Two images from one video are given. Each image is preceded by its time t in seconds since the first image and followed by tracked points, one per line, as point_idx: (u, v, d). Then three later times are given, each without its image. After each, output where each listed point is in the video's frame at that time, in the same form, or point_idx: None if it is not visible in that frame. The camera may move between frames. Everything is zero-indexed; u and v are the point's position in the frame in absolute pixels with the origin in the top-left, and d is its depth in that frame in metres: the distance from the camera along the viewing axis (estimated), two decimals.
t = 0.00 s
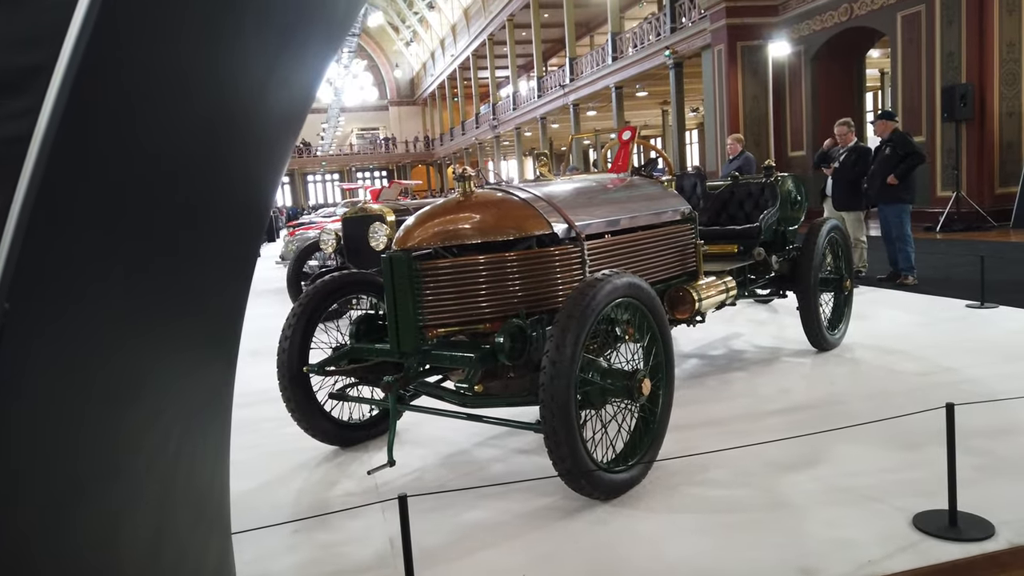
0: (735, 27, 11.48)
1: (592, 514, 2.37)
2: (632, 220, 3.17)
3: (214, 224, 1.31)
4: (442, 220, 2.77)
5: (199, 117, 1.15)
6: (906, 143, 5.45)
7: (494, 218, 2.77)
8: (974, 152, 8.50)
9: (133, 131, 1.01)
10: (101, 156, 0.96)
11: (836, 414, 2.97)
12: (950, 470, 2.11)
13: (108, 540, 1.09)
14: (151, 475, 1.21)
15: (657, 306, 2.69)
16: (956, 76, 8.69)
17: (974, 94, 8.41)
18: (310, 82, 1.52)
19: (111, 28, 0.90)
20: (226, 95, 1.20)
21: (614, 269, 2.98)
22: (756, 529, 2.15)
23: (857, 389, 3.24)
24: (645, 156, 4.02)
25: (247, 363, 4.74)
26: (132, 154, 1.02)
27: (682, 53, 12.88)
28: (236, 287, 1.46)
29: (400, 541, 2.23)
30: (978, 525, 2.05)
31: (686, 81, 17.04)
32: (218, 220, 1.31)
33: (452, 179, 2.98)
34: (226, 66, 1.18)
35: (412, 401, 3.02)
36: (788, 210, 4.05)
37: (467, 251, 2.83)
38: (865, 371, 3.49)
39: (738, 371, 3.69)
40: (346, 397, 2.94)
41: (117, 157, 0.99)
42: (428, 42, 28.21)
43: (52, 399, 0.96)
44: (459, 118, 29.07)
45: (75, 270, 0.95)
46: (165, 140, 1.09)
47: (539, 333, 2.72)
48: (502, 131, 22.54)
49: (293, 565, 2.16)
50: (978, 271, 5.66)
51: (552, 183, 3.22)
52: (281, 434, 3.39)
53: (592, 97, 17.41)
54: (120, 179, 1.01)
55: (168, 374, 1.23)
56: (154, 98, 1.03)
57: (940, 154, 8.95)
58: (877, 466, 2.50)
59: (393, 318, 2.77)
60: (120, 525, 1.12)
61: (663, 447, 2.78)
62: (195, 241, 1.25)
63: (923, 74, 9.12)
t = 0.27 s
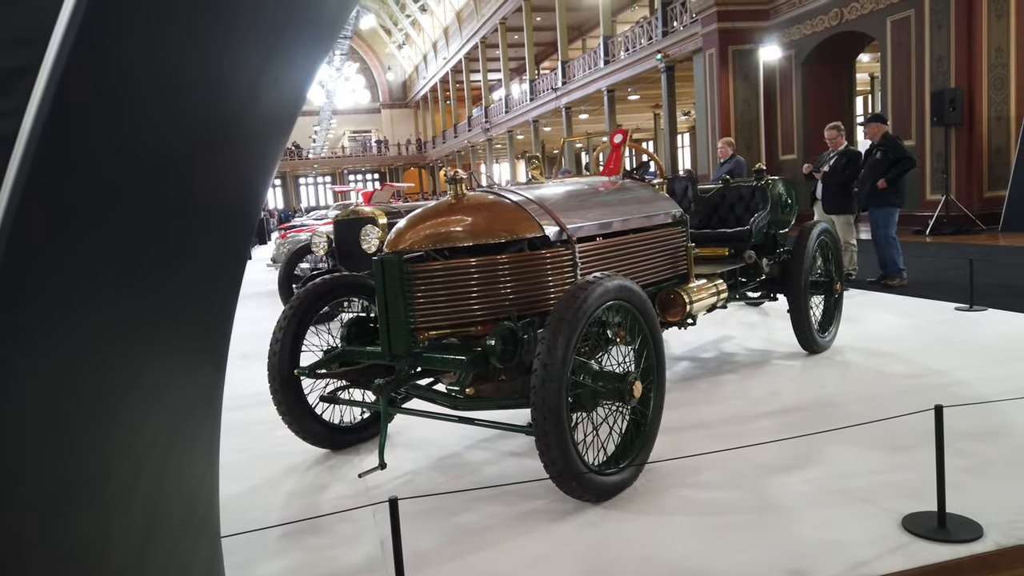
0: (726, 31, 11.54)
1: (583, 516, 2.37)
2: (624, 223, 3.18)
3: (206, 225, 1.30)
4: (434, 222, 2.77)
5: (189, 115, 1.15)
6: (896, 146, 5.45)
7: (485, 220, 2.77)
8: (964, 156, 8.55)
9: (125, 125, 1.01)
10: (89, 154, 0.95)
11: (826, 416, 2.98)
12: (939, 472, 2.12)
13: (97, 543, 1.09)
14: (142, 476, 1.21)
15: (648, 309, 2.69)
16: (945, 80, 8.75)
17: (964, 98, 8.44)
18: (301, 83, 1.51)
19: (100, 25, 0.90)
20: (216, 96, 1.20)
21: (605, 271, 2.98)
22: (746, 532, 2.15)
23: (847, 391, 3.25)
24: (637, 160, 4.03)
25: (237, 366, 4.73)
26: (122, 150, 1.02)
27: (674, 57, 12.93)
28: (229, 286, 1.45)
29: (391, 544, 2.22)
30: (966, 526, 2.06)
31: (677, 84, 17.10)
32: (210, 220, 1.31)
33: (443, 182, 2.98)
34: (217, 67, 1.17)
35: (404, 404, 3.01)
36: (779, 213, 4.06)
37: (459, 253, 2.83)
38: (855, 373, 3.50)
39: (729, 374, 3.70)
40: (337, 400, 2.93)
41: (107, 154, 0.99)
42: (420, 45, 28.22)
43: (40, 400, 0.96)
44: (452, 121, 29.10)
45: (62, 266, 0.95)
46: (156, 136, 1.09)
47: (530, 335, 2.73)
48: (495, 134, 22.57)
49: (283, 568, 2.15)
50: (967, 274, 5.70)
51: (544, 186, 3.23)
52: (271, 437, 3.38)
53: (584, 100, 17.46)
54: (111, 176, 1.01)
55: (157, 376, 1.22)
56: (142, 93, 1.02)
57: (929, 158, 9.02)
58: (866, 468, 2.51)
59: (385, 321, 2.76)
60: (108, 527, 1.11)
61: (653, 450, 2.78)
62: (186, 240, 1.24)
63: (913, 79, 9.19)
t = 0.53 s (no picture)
0: (717, 34, 11.59)
1: (575, 518, 2.37)
2: (615, 225, 3.19)
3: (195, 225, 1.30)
4: (425, 225, 2.77)
5: (177, 115, 1.15)
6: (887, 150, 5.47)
7: (477, 223, 2.77)
8: (953, 159, 8.60)
9: (112, 124, 1.01)
10: (75, 154, 0.95)
11: (816, 417, 3.00)
12: (928, 472, 2.13)
13: (82, 544, 1.09)
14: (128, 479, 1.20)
15: (639, 311, 2.70)
16: (934, 83, 8.81)
17: (952, 101, 8.50)
18: (290, 85, 1.51)
19: (87, 25, 0.90)
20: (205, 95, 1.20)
21: (596, 274, 2.99)
22: (737, 533, 2.16)
23: (837, 393, 3.27)
24: (629, 163, 4.07)
25: (229, 369, 4.71)
26: (109, 150, 1.02)
27: (665, 60, 12.98)
28: (219, 287, 1.45)
29: (382, 547, 2.21)
30: (955, 527, 2.07)
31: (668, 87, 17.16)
32: (199, 220, 1.31)
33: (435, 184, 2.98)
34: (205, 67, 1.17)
35: (395, 406, 3.01)
36: (769, 215, 4.08)
37: (450, 256, 2.83)
38: (845, 375, 3.52)
39: (719, 375, 3.72)
40: (328, 402, 2.92)
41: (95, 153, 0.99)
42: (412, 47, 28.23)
43: (26, 401, 0.96)
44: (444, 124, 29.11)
45: (49, 265, 0.95)
46: (145, 136, 1.09)
47: (522, 338, 2.73)
48: (487, 136, 22.60)
49: (273, 571, 2.15)
50: (956, 276, 5.74)
51: (536, 189, 3.23)
52: (262, 440, 3.37)
53: (576, 103, 17.50)
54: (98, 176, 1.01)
55: (145, 376, 1.22)
56: (129, 93, 1.02)
57: (918, 161, 9.08)
58: (856, 469, 2.52)
59: (376, 323, 2.76)
60: (96, 527, 1.11)
61: (645, 452, 2.79)
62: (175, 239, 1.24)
63: (902, 81, 9.25)
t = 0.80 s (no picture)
0: (708, 37, 11.65)
1: (566, 521, 2.37)
2: (607, 228, 3.19)
3: (188, 226, 1.30)
4: (417, 227, 2.76)
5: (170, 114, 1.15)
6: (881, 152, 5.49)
7: (469, 225, 2.77)
8: (942, 162, 8.65)
9: (106, 122, 1.01)
10: (66, 153, 0.95)
11: (806, 419, 3.01)
12: (918, 474, 2.15)
13: (69, 543, 1.08)
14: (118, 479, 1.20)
15: (632, 314, 2.71)
16: (924, 87, 8.87)
17: (941, 104, 8.58)
18: (281, 86, 1.51)
19: (81, 23, 0.90)
20: (199, 95, 1.20)
21: (588, 276, 2.99)
22: (727, 535, 2.17)
23: (827, 394, 3.29)
24: (621, 165, 4.08)
25: (219, 372, 4.70)
26: (105, 145, 1.02)
27: (657, 63, 13.02)
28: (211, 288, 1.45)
29: (373, 550, 2.21)
30: (944, 527, 2.08)
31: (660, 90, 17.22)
32: (192, 220, 1.31)
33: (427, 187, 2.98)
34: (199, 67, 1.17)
35: (387, 409, 3.00)
36: (760, 218, 4.09)
37: (442, 258, 2.83)
38: (835, 377, 3.54)
39: (711, 378, 3.73)
40: (319, 405, 2.91)
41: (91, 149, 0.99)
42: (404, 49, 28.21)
43: (19, 400, 0.97)
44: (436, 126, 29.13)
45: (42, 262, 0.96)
46: (141, 131, 1.09)
47: (514, 340, 2.73)
48: (479, 139, 22.64)
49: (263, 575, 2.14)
50: (945, 278, 5.78)
51: (528, 191, 3.23)
52: (253, 443, 3.36)
53: (567, 105, 17.53)
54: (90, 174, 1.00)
55: (137, 376, 1.23)
56: (122, 92, 1.02)
57: (908, 165, 9.14)
58: (846, 470, 2.53)
59: (368, 326, 2.75)
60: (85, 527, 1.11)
61: (636, 454, 2.79)
62: (167, 240, 1.24)
63: (892, 85, 9.32)
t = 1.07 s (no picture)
0: (698, 42, 11.70)
1: (557, 524, 2.38)
2: (598, 232, 3.20)
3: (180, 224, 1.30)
4: (408, 231, 2.76)
5: (162, 111, 1.15)
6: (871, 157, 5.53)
7: (460, 229, 2.77)
8: (930, 167, 8.72)
9: (99, 121, 1.03)
10: (57, 149, 0.97)
11: (796, 422, 3.02)
12: (906, 476, 2.16)
13: (52, 541, 1.09)
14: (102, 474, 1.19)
15: (622, 317, 2.71)
16: (912, 92, 8.93)
17: (929, 109, 8.62)
18: (275, 88, 1.52)
19: (71, 22, 0.91)
20: (192, 92, 1.20)
21: (579, 280, 3.00)
22: (718, 537, 2.17)
23: (816, 398, 3.30)
24: (612, 168, 4.10)
25: (209, 376, 4.68)
26: (99, 144, 1.04)
27: (648, 67, 13.07)
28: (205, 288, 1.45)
29: (364, 554, 2.20)
30: (932, 530, 2.10)
31: (651, 94, 17.28)
32: (184, 219, 1.31)
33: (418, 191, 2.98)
34: (193, 65, 1.18)
35: (377, 413, 2.99)
36: (750, 222, 4.11)
37: (433, 262, 2.82)
38: (825, 380, 3.56)
39: (701, 381, 3.74)
40: (310, 409, 2.90)
41: (85, 148, 1.01)
42: (395, 52, 28.20)
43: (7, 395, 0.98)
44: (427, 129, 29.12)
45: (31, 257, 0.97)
46: (134, 132, 1.11)
47: (504, 343, 2.73)
48: (470, 142, 22.66)
49: None
50: (934, 281, 5.82)
51: (520, 195, 3.24)
52: (243, 447, 3.34)
53: (558, 109, 17.59)
54: (79, 166, 1.01)
55: (129, 375, 1.24)
56: (114, 87, 1.03)
57: (897, 169, 9.20)
58: (835, 473, 2.54)
59: (358, 329, 2.74)
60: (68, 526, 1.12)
61: (627, 457, 2.80)
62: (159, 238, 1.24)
63: (880, 90, 9.40)
